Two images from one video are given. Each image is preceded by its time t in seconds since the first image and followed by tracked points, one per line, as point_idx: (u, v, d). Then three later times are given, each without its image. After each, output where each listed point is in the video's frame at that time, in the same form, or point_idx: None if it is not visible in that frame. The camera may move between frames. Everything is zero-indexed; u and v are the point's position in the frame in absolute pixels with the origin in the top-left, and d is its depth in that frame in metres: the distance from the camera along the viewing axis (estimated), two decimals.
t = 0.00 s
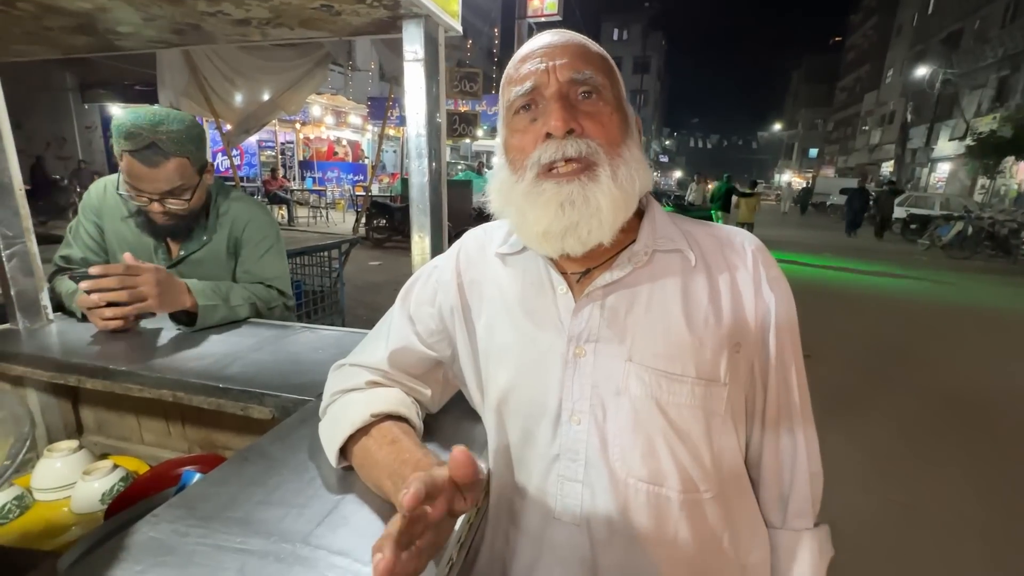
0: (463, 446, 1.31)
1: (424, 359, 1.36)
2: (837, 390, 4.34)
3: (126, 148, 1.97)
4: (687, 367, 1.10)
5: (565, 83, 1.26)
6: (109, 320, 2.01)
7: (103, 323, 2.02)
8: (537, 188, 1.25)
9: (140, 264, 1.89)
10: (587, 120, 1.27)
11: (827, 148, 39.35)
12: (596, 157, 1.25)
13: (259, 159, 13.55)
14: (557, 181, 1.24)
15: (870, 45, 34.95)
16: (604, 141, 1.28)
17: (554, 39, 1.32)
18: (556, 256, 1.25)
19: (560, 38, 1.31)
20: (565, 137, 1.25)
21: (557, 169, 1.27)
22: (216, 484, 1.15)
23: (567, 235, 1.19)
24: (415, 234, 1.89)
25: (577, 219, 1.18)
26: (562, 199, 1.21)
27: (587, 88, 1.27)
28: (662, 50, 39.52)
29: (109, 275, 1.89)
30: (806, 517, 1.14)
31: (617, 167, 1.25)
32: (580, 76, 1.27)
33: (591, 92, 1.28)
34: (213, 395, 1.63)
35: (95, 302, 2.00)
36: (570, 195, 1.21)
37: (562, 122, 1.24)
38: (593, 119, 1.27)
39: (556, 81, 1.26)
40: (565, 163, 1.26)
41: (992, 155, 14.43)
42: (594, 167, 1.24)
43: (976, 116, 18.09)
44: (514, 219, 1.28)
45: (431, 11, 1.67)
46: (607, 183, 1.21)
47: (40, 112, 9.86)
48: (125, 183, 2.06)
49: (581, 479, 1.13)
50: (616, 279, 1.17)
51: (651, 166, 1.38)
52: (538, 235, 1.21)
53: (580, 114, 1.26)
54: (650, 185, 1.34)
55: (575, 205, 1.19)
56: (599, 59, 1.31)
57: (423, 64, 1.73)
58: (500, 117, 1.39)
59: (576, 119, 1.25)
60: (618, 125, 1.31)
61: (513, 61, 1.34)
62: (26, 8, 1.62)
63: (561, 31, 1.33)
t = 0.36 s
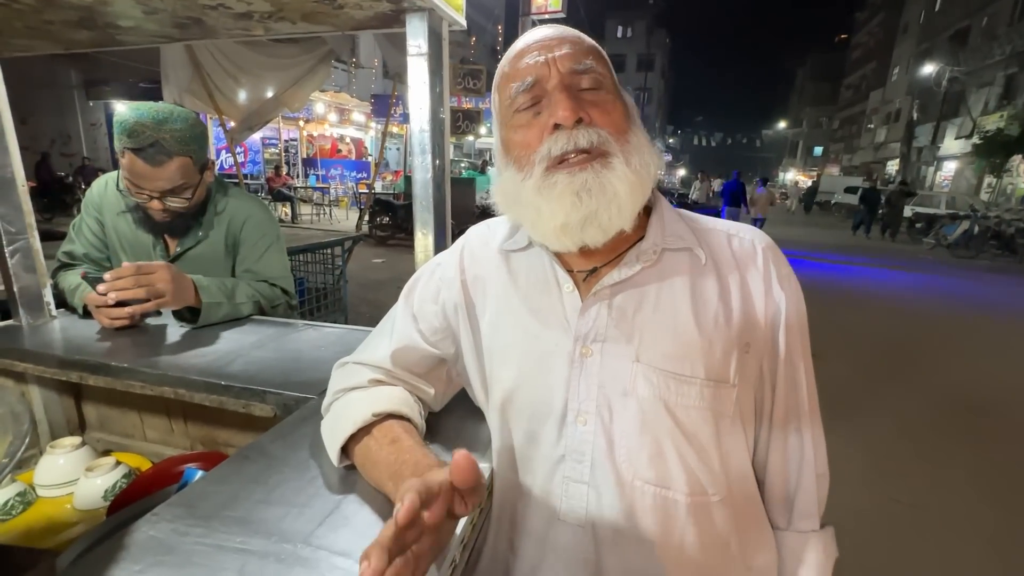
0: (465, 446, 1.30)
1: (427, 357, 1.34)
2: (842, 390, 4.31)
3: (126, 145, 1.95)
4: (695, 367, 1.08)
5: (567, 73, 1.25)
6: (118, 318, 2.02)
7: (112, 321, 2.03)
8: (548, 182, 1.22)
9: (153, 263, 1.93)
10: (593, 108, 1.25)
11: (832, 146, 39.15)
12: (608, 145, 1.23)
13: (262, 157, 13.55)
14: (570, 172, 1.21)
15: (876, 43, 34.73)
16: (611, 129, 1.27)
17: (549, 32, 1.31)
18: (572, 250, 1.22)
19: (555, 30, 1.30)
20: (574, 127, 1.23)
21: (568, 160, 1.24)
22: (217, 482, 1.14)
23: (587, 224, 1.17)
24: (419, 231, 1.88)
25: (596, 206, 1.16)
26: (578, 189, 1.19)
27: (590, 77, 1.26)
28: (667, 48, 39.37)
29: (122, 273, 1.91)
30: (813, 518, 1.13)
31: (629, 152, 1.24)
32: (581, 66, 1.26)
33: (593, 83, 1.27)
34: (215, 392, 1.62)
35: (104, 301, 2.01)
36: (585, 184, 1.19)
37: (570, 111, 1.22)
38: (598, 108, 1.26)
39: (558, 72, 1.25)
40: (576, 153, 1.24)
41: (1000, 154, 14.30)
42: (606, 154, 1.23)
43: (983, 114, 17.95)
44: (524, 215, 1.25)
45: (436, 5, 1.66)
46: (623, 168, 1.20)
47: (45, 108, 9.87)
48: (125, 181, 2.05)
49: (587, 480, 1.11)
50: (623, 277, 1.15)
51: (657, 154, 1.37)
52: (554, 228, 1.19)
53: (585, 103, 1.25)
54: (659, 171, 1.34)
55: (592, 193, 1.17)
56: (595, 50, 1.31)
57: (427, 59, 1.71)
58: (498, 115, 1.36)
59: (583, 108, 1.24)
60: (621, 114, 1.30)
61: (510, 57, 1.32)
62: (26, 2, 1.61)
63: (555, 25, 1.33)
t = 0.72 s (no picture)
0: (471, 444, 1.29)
1: (431, 356, 1.34)
2: (848, 390, 4.28)
3: (130, 142, 1.96)
4: (700, 367, 1.08)
5: (565, 71, 1.24)
6: (122, 317, 2.02)
7: (117, 319, 2.03)
8: (541, 180, 1.23)
9: (160, 262, 1.95)
10: (590, 107, 1.25)
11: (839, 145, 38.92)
12: (602, 144, 1.22)
13: (267, 155, 13.58)
14: (560, 172, 1.21)
15: (883, 41, 34.47)
16: (608, 129, 1.26)
17: (552, 29, 1.30)
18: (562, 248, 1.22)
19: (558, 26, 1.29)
20: (568, 126, 1.22)
21: (560, 158, 1.24)
22: (224, 479, 1.14)
23: (575, 224, 1.17)
24: (424, 229, 1.87)
25: (585, 207, 1.16)
26: (568, 189, 1.19)
27: (588, 75, 1.25)
28: (672, 46, 39.21)
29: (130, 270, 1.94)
30: (819, 518, 1.12)
31: (623, 154, 1.23)
32: (582, 64, 1.25)
33: (592, 81, 1.26)
34: (221, 389, 1.62)
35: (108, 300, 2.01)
36: (576, 185, 1.19)
37: (565, 110, 1.21)
38: (596, 107, 1.25)
39: (556, 70, 1.24)
40: (568, 151, 1.23)
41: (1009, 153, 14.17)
42: (599, 154, 1.22)
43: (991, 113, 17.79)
44: (518, 212, 1.25)
45: (442, 2, 1.65)
46: (615, 170, 1.19)
47: (51, 106, 9.90)
48: (128, 178, 2.06)
49: (592, 480, 1.11)
50: (627, 277, 1.15)
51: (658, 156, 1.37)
52: (543, 227, 1.19)
53: (582, 102, 1.24)
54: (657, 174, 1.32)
55: (582, 193, 1.17)
56: (598, 47, 1.30)
57: (432, 56, 1.71)
58: (498, 110, 1.37)
59: (580, 107, 1.23)
60: (621, 114, 1.29)
61: (511, 53, 1.32)
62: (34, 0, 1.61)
63: (559, 22, 1.31)
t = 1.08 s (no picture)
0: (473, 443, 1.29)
1: (438, 353, 1.34)
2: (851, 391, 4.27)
3: (125, 136, 1.96)
4: (706, 365, 1.07)
5: (573, 102, 1.21)
6: (127, 316, 2.04)
7: (122, 317, 2.05)
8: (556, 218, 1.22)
9: (163, 265, 1.93)
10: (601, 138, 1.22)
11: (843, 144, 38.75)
12: (616, 181, 1.21)
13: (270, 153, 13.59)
14: (576, 211, 1.20)
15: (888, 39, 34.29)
16: (618, 160, 1.24)
17: (549, 41, 1.23)
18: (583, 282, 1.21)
19: (559, 36, 1.23)
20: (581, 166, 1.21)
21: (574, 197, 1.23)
22: (227, 477, 1.14)
23: (595, 263, 1.15)
24: (427, 229, 1.88)
25: (602, 246, 1.12)
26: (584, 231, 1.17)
27: (596, 103, 1.22)
28: (676, 44, 39.07)
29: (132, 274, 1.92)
30: (825, 518, 1.11)
31: (637, 186, 1.21)
32: (589, 91, 1.21)
33: (600, 108, 1.23)
34: (224, 387, 1.62)
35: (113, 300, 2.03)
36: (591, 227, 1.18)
37: (576, 151, 1.19)
38: (606, 136, 1.23)
39: (564, 102, 1.21)
40: (583, 191, 1.22)
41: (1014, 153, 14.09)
42: (614, 191, 1.21)
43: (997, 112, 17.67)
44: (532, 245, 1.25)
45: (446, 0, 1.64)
46: (629, 206, 1.18)
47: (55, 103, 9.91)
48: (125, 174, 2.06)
49: (596, 478, 1.11)
50: (634, 275, 1.15)
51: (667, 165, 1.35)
52: (563, 260, 1.17)
53: (593, 134, 1.21)
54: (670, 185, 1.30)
55: (599, 232, 1.14)
56: (603, 62, 1.24)
57: (436, 55, 1.70)
58: (504, 136, 1.34)
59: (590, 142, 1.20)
60: (630, 135, 1.26)
61: (514, 76, 1.27)
62: None
63: (559, 29, 1.24)
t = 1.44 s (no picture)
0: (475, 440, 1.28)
1: (439, 352, 1.34)
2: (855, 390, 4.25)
3: (118, 131, 1.96)
4: (709, 368, 1.06)
5: (585, 72, 1.22)
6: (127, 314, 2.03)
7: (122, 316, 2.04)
8: (556, 188, 1.22)
9: (163, 266, 1.94)
10: (609, 111, 1.22)
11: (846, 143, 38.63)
12: (620, 154, 1.21)
13: (272, 151, 13.59)
14: (576, 183, 1.21)
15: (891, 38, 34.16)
16: (626, 135, 1.24)
17: (572, 19, 1.26)
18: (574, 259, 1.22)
19: (579, 16, 1.25)
20: (587, 133, 1.21)
21: (576, 167, 1.23)
22: (228, 473, 1.14)
23: (588, 237, 1.15)
24: (429, 225, 1.87)
25: (599, 222, 1.15)
26: (582, 203, 1.18)
27: (609, 76, 1.23)
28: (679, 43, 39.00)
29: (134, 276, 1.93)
30: (829, 523, 1.11)
31: (641, 164, 1.21)
32: (602, 64, 1.23)
33: (612, 81, 1.24)
34: (225, 383, 1.62)
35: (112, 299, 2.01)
36: (590, 199, 1.18)
37: (583, 117, 1.19)
38: (615, 111, 1.23)
39: (576, 70, 1.22)
40: (585, 160, 1.22)
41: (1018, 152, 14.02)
42: (617, 165, 1.21)
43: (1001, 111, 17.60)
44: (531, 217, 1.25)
45: None
46: (631, 182, 1.18)
47: (58, 101, 9.92)
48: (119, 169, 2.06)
49: (597, 481, 1.10)
50: (636, 276, 1.14)
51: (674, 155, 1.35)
52: (556, 238, 1.17)
53: (601, 106, 1.22)
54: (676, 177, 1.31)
55: (596, 209, 1.16)
56: (620, 42, 1.26)
57: (438, 50, 1.70)
58: (514, 105, 1.35)
59: (598, 112, 1.21)
60: (640, 116, 1.26)
61: (531, 47, 1.28)
62: None
63: (581, 10, 1.27)
